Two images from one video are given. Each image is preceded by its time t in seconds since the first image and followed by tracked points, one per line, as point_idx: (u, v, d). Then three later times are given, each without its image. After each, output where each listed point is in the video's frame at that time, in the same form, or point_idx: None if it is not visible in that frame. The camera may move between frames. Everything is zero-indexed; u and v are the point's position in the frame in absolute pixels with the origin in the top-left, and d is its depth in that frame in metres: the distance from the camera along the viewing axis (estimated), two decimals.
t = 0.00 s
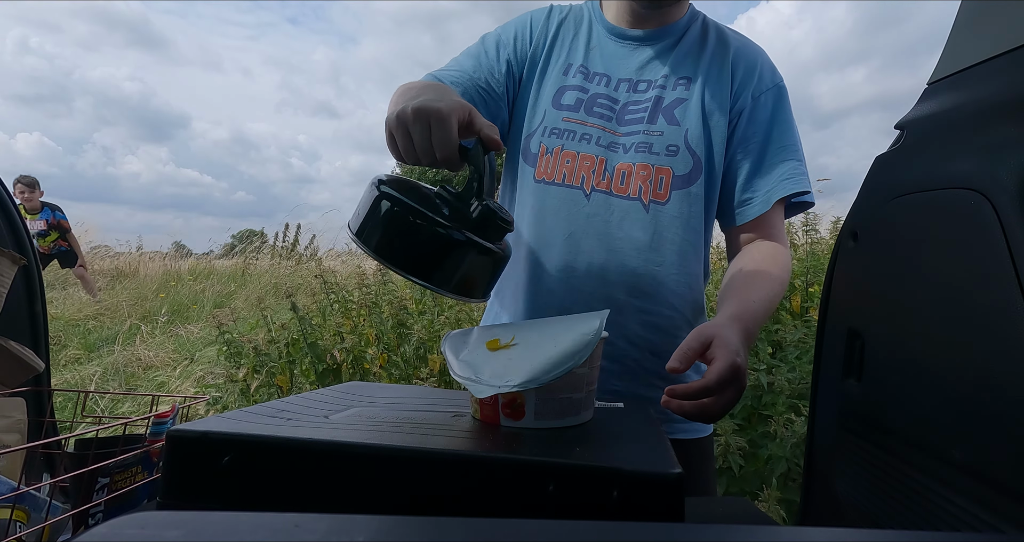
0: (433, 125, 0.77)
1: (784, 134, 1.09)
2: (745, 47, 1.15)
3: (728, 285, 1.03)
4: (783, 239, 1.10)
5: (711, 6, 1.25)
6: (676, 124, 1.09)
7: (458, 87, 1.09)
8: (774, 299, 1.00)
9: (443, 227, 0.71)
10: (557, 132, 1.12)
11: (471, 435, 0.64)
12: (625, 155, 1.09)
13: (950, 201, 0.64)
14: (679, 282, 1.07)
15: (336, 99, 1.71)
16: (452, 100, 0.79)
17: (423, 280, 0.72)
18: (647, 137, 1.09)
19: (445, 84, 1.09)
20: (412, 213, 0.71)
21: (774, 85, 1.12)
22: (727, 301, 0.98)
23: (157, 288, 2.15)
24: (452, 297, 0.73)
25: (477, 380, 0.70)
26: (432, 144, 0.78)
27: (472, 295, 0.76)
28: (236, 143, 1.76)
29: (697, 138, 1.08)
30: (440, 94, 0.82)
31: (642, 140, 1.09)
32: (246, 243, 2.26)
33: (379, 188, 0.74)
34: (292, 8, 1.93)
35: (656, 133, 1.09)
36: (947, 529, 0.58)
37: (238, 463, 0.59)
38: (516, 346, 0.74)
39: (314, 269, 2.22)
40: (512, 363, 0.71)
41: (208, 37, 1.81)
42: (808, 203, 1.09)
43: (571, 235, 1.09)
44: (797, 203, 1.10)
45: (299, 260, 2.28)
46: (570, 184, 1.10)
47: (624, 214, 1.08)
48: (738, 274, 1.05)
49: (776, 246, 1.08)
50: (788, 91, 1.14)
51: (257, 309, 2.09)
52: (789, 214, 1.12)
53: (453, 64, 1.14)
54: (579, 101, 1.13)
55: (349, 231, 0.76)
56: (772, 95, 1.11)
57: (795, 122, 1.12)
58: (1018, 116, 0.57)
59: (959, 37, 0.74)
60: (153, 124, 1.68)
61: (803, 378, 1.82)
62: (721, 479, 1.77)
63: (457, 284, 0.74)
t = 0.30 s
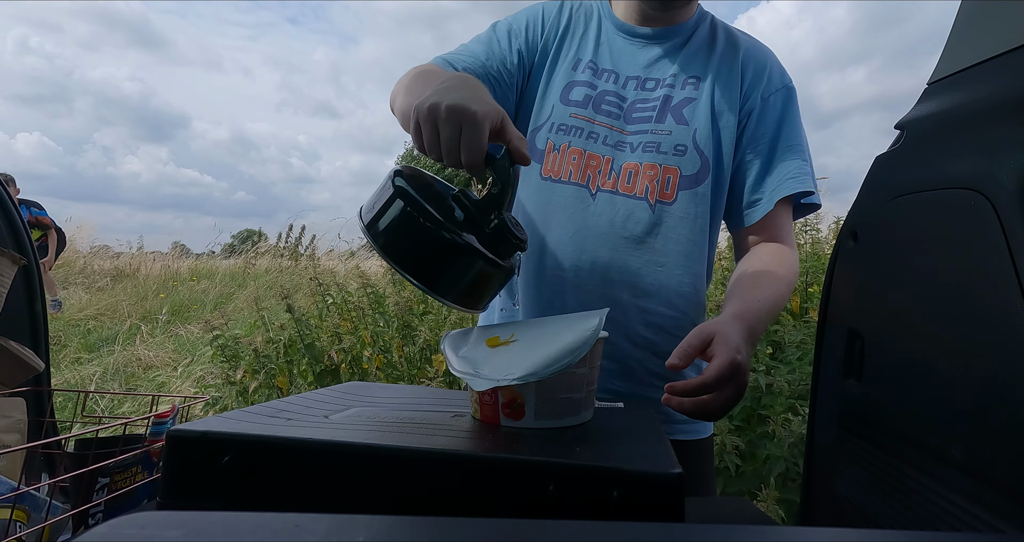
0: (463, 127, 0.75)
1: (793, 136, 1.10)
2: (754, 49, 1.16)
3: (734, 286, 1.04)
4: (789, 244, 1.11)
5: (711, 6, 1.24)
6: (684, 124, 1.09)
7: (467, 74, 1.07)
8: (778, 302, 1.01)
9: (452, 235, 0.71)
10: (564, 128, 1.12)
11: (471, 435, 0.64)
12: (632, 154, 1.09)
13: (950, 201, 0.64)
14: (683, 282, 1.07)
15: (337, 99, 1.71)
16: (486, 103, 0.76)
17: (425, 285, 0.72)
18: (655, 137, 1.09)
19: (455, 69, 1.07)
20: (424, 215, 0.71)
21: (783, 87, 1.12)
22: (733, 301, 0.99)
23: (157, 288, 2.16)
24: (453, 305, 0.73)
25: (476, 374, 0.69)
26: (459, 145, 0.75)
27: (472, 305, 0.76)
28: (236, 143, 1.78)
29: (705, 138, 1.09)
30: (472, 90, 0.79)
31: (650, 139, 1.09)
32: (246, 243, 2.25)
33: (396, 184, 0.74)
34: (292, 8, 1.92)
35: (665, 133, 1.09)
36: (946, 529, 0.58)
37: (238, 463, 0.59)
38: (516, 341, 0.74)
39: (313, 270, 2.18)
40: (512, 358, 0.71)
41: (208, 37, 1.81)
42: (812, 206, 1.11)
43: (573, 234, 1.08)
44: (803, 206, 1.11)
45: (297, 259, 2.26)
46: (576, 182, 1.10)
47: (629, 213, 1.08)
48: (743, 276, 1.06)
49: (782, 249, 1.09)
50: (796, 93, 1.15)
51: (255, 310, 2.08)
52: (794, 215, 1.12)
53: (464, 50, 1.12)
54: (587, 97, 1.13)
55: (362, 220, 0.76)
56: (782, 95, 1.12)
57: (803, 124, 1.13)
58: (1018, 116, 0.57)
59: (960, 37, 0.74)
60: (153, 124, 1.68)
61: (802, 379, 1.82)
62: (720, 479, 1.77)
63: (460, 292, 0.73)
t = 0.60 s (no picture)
0: (480, 127, 0.73)
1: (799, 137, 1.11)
2: (762, 49, 1.17)
3: (738, 289, 1.06)
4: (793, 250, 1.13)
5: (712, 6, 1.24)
6: (691, 123, 1.10)
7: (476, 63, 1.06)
8: (782, 305, 1.02)
9: (460, 236, 0.71)
10: (571, 123, 1.13)
11: (471, 435, 0.64)
12: (638, 152, 1.10)
13: (950, 201, 0.64)
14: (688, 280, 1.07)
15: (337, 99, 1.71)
16: (504, 103, 0.75)
17: (430, 285, 0.72)
18: (663, 135, 1.10)
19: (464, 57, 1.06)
20: (434, 214, 0.71)
21: (790, 88, 1.14)
22: (737, 304, 1.00)
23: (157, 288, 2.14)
24: (457, 306, 0.74)
25: (477, 378, 0.70)
26: (474, 145, 0.74)
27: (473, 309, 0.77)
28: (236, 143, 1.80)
29: (713, 136, 1.09)
30: (489, 88, 0.77)
31: (658, 138, 1.09)
32: (246, 242, 2.28)
33: (407, 180, 0.74)
34: (292, 8, 1.88)
35: (673, 132, 1.10)
36: (946, 529, 0.58)
37: (238, 463, 0.59)
38: (516, 344, 0.74)
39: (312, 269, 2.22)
40: (511, 363, 0.71)
41: (208, 37, 1.80)
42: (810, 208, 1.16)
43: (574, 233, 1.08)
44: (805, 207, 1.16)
45: (297, 258, 2.33)
46: (582, 178, 1.10)
47: (634, 212, 1.08)
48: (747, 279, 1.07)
49: (785, 254, 1.11)
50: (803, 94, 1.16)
51: (254, 310, 2.08)
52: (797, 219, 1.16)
53: (474, 38, 1.11)
54: (595, 94, 1.14)
55: (368, 213, 0.76)
56: (789, 96, 1.13)
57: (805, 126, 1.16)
58: (1018, 115, 0.57)
59: (960, 38, 0.74)
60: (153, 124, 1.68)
61: (801, 378, 1.82)
62: (720, 478, 1.77)
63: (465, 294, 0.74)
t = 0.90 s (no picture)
0: (505, 137, 0.73)
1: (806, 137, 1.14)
2: (768, 49, 1.17)
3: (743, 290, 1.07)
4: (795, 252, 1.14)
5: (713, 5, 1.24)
6: (710, 117, 1.10)
7: (484, 55, 1.05)
8: (785, 305, 1.03)
9: (468, 240, 0.71)
10: (592, 119, 1.12)
11: (471, 435, 0.64)
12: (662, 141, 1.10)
13: (950, 201, 0.64)
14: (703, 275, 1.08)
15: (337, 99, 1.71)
16: (528, 114, 0.75)
17: (431, 285, 0.72)
18: (683, 129, 1.10)
19: (474, 48, 1.04)
20: (443, 216, 0.72)
21: (796, 89, 1.14)
22: (740, 305, 1.01)
23: (157, 288, 2.16)
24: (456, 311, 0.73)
25: (476, 370, 0.69)
26: (496, 153, 0.74)
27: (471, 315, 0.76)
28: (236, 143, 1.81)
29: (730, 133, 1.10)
30: (515, 96, 0.77)
31: (679, 132, 1.10)
32: (246, 242, 2.27)
33: (420, 178, 0.74)
34: (292, 8, 1.89)
35: (693, 125, 1.10)
36: (945, 529, 0.58)
37: (238, 463, 0.59)
38: (517, 339, 0.74)
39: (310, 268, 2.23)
40: (512, 356, 0.70)
41: (208, 37, 1.78)
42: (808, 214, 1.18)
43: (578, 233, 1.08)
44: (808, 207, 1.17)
45: (297, 257, 2.28)
46: (607, 173, 1.09)
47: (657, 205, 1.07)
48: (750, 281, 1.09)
49: (788, 257, 1.12)
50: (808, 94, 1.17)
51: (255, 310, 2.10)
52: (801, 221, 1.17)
53: (483, 28, 1.09)
54: (614, 87, 1.13)
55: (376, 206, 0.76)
56: (796, 94, 1.15)
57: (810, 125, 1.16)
58: (1018, 116, 0.57)
59: (960, 37, 0.74)
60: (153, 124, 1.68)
61: (802, 378, 1.83)
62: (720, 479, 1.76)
63: (464, 300, 0.74)
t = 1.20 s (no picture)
0: (523, 151, 0.73)
1: (812, 142, 1.14)
2: (774, 51, 1.18)
3: (747, 292, 1.08)
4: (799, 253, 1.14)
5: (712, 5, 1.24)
6: (714, 122, 1.10)
7: (495, 52, 1.05)
8: (789, 307, 1.03)
9: (474, 246, 0.72)
10: (598, 121, 1.11)
11: (471, 435, 0.64)
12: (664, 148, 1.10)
13: (951, 201, 0.64)
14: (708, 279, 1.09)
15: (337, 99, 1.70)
16: (547, 128, 0.75)
17: (432, 286, 0.72)
18: (687, 135, 1.10)
19: (484, 45, 1.04)
20: (452, 219, 0.72)
21: (802, 92, 1.15)
22: (742, 307, 1.01)
23: (157, 288, 2.16)
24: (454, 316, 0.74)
25: (477, 375, 0.69)
26: (511, 167, 0.74)
27: (467, 320, 0.77)
28: (236, 143, 1.79)
29: (733, 139, 1.11)
30: (536, 108, 0.76)
31: (682, 138, 1.10)
32: (245, 244, 2.29)
33: (432, 180, 0.74)
34: (291, 7, 1.86)
35: (697, 131, 1.10)
36: (945, 529, 0.58)
37: (238, 463, 0.59)
38: (516, 342, 0.73)
39: (312, 268, 2.25)
40: (512, 359, 0.70)
41: (209, 37, 1.77)
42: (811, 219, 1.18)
43: (579, 233, 1.08)
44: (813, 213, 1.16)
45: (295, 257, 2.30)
46: (611, 175, 1.09)
47: (656, 209, 1.07)
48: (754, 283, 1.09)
49: (792, 259, 1.12)
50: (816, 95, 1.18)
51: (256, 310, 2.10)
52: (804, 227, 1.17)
53: (493, 24, 1.09)
54: (621, 91, 1.13)
55: (385, 203, 0.76)
56: (801, 99, 1.15)
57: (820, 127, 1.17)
58: (1018, 116, 0.57)
59: (961, 37, 0.74)
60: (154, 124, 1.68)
61: (803, 378, 1.84)
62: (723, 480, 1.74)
63: (464, 306, 0.74)
